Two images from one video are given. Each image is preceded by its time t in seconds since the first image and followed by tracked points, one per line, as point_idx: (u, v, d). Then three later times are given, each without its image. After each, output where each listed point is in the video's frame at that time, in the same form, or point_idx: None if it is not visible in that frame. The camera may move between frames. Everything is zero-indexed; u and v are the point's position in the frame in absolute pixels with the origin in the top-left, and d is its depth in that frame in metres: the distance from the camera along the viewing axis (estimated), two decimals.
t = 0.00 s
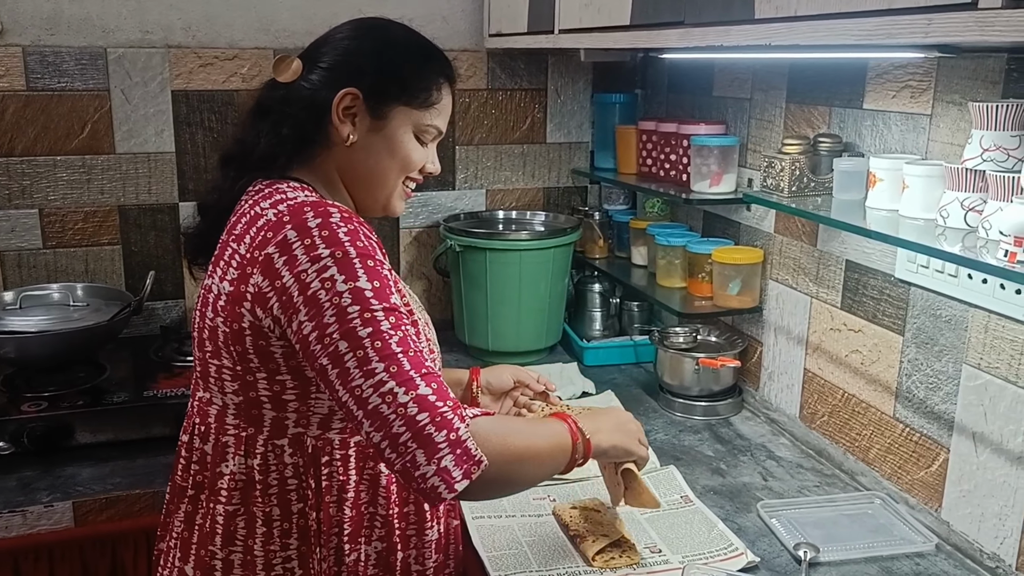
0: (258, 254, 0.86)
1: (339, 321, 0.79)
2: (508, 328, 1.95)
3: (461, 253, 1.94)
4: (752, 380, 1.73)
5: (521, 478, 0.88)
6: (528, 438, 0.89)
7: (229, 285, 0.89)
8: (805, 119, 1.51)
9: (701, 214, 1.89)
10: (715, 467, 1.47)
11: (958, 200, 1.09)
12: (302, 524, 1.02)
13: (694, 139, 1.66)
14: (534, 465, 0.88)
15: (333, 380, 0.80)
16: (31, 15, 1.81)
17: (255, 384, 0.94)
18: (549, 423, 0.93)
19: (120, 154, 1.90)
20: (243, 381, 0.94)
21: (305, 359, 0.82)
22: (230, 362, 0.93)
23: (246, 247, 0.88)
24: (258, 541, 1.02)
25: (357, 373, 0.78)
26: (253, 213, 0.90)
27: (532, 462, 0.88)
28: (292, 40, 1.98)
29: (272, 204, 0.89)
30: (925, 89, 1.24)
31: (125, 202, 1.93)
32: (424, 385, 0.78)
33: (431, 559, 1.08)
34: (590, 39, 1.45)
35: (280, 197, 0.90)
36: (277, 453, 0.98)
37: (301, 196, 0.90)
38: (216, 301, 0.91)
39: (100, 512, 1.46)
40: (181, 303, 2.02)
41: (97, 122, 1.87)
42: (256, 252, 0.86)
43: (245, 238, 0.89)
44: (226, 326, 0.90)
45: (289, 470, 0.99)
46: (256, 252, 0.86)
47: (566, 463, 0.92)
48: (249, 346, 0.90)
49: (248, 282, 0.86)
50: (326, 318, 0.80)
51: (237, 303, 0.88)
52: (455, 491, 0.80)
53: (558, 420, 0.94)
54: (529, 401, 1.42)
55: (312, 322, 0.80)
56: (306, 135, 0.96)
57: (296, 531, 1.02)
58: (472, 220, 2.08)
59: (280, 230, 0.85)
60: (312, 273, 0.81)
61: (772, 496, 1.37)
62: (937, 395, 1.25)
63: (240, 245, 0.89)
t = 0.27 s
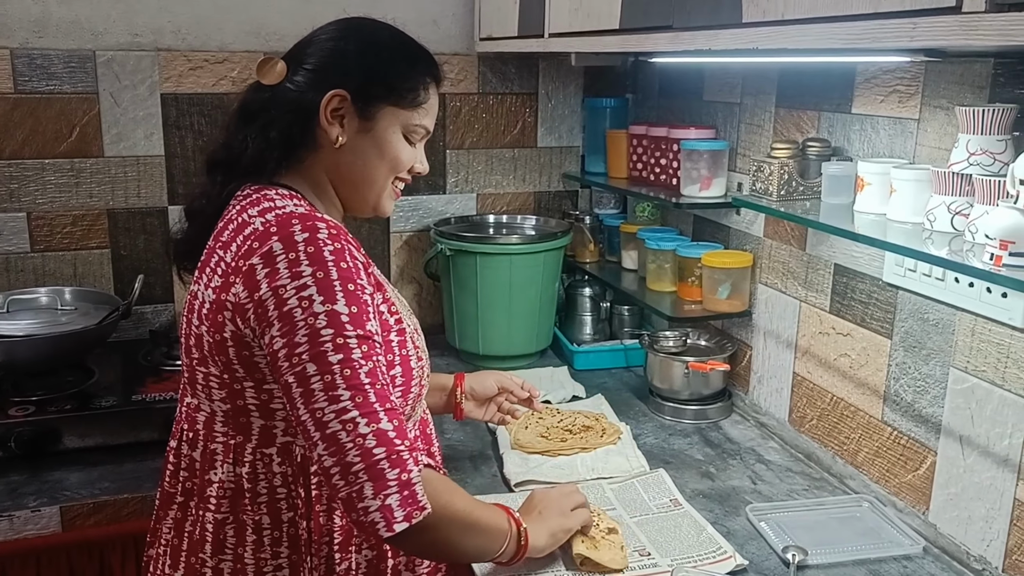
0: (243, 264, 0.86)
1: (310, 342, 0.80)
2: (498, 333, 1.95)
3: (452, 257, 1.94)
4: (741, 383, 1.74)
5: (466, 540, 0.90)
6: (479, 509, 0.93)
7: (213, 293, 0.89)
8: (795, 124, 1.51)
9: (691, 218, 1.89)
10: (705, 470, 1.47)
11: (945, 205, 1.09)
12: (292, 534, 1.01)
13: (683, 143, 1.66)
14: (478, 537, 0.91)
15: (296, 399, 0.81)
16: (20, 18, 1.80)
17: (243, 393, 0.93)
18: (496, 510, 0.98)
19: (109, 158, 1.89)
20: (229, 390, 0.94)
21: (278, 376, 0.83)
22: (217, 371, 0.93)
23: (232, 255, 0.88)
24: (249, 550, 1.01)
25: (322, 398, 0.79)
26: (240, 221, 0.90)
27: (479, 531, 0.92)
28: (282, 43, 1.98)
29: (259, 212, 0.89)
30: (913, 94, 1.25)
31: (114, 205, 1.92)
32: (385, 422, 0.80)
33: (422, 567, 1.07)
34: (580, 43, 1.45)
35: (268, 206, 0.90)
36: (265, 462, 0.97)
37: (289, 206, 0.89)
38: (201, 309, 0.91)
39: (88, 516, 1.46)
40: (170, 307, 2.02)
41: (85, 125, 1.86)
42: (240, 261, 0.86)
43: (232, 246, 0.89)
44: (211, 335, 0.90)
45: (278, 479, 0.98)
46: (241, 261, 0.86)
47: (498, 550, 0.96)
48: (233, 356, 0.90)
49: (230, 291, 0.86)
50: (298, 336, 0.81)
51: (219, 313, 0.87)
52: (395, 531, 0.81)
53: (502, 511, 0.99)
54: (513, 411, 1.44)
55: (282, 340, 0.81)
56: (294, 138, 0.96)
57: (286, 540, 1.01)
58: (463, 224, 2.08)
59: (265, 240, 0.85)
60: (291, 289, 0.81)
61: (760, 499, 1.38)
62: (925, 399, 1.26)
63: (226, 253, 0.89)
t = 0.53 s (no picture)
0: (227, 261, 0.85)
1: (289, 339, 0.79)
2: (487, 334, 1.95)
3: (441, 258, 1.94)
4: (730, 384, 1.74)
5: (440, 548, 0.91)
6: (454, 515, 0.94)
7: (199, 291, 0.89)
8: (783, 125, 1.52)
9: (680, 219, 1.89)
10: (693, 470, 1.48)
11: (932, 205, 1.10)
12: (283, 533, 1.00)
13: (672, 144, 1.67)
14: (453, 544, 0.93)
15: (274, 396, 0.80)
16: (6, 18, 1.79)
17: (232, 391, 0.93)
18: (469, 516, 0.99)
19: (96, 158, 1.88)
20: (218, 388, 0.93)
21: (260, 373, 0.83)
22: (205, 369, 0.92)
23: (217, 252, 0.88)
24: (241, 549, 1.00)
25: (299, 396, 0.79)
26: (225, 218, 0.90)
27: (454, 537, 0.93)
28: (271, 44, 1.97)
29: (244, 209, 0.89)
30: (899, 95, 1.26)
31: (102, 206, 1.91)
32: (361, 420, 0.80)
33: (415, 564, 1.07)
34: (569, 44, 1.45)
35: (253, 202, 0.90)
36: (256, 460, 0.97)
37: (275, 203, 0.89)
38: (187, 306, 0.91)
39: (75, 519, 1.44)
40: (159, 308, 2.01)
41: (73, 126, 1.85)
42: (225, 258, 0.86)
43: (217, 243, 0.89)
44: (197, 333, 0.90)
45: (269, 477, 0.98)
46: (225, 258, 0.86)
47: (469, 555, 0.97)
48: (220, 354, 0.89)
49: (214, 288, 0.86)
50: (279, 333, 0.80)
51: (204, 310, 0.87)
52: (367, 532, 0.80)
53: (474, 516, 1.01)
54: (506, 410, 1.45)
55: (263, 336, 0.81)
56: (280, 139, 0.96)
57: (278, 539, 1.00)
58: (452, 225, 2.08)
59: (250, 237, 0.85)
60: (272, 285, 0.81)
61: (748, 499, 1.38)
62: (912, 399, 1.26)
63: (211, 250, 0.89)
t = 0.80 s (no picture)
0: (225, 255, 0.85)
1: (288, 331, 0.80)
2: (482, 332, 1.95)
3: (435, 256, 1.94)
4: (723, 381, 1.75)
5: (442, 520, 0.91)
6: (454, 484, 0.93)
7: (198, 286, 0.89)
8: (777, 123, 1.53)
9: (674, 217, 1.90)
10: (688, 467, 1.48)
11: (925, 203, 1.10)
12: (283, 525, 1.01)
13: (666, 142, 1.67)
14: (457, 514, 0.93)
15: (274, 388, 0.81)
16: None
17: (233, 385, 0.93)
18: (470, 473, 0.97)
19: (89, 156, 1.88)
20: (219, 383, 0.93)
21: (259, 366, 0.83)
22: (206, 364, 0.93)
23: (215, 247, 0.88)
24: (241, 543, 1.01)
25: (299, 388, 0.80)
26: (221, 213, 0.90)
27: (456, 507, 0.92)
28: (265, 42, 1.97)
29: (241, 204, 0.89)
30: (893, 93, 1.26)
31: (95, 204, 1.91)
32: (362, 409, 0.80)
33: (411, 553, 1.11)
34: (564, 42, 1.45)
35: (249, 197, 0.90)
36: (257, 454, 0.97)
37: (271, 197, 0.90)
38: (187, 302, 0.91)
39: (69, 516, 1.44)
40: (152, 306, 2.00)
41: (66, 124, 1.84)
42: (223, 252, 0.86)
43: (215, 238, 0.89)
44: (198, 329, 0.90)
45: (269, 470, 0.98)
46: (223, 252, 0.86)
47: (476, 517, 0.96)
48: (221, 349, 0.90)
49: (213, 282, 0.86)
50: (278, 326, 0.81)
51: (204, 305, 0.87)
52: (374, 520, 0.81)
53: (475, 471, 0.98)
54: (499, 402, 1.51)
55: (262, 329, 0.81)
56: (277, 138, 0.96)
57: (277, 532, 1.01)
58: (447, 223, 2.08)
59: (248, 231, 0.85)
60: (270, 277, 0.81)
61: (742, 496, 1.39)
62: (905, 395, 1.27)
63: (210, 246, 0.89)
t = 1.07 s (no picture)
0: (239, 251, 0.88)
1: (335, 320, 0.85)
2: (478, 330, 1.96)
3: (432, 254, 1.94)
4: (719, 379, 1.76)
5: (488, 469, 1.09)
6: (489, 439, 1.08)
7: (207, 283, 0.91)
8: (772, 122, 1.53)
9: (669, 215, 1.91)
10: (684, 465, 1.49)
11: (920, 201, 1.11)
12: (284, 519, 1.01)
13: (662, 140, 1.68)
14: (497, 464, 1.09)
15: (329, 379, 0.86)
16: None
17: (238, 381, 0.95)
18: (492, 424, 1.11)
19: (86, 155, 1.88)
20: (225, 379, 0.95)
21: (291, 354, 0.87)
22: (211, 360, 0.95)
23: (224, 245, 0.90)
24: (241, 539, 1.01)
25: (356, 373, 0.85)
26: (226, 211, 0.92)
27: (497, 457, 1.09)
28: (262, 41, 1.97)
29: (247, 201, 0.92)
30: (888, 92, 1.27)
31: (92, 202, 1.90)
32: (411, 385, 0.88)
33: (411, 546, 1.06)
34: (562, 41, 1.46)
35: (253, 194, 0.92)
36: (259, 449, 0.98)
37: (273, 192, 0.93)
38: (193, 300, 0.92)
39: (67, 515, 1.44)
40: (149, 305, 2.00)
41: (62, 122, 1.84)
42: (235, 249, 0.89)
43: (222, 235, 0.91)
44: (206, 325, 0.92)
45: (272, 464, 0.99)
46: (236, 249, 0.89)
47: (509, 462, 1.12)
48: (229, 344, 0.91)
49: (227, 278, 0.89)
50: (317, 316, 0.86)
51: (216, 300, 0.89)
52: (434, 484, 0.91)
53: (496, 424, 1.11)
54: (499, 401, 1.58)
55: (305, 320, 0.85)
56: (275, 138, 0.96)
57: (277, 526, 1.01)
58: (443, 222, 2.09)
59: (261, 227, 0.88)
60: (303, 272, 0.86)
61: (738, 493, 1.39)
62: (900, 392, 1.28)
63: (218, 243, 0.91)
